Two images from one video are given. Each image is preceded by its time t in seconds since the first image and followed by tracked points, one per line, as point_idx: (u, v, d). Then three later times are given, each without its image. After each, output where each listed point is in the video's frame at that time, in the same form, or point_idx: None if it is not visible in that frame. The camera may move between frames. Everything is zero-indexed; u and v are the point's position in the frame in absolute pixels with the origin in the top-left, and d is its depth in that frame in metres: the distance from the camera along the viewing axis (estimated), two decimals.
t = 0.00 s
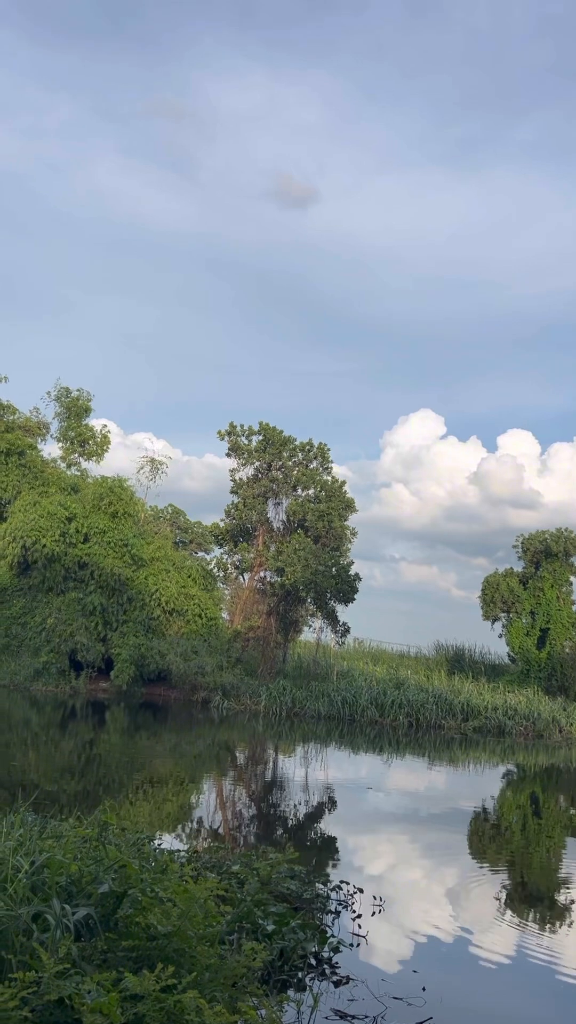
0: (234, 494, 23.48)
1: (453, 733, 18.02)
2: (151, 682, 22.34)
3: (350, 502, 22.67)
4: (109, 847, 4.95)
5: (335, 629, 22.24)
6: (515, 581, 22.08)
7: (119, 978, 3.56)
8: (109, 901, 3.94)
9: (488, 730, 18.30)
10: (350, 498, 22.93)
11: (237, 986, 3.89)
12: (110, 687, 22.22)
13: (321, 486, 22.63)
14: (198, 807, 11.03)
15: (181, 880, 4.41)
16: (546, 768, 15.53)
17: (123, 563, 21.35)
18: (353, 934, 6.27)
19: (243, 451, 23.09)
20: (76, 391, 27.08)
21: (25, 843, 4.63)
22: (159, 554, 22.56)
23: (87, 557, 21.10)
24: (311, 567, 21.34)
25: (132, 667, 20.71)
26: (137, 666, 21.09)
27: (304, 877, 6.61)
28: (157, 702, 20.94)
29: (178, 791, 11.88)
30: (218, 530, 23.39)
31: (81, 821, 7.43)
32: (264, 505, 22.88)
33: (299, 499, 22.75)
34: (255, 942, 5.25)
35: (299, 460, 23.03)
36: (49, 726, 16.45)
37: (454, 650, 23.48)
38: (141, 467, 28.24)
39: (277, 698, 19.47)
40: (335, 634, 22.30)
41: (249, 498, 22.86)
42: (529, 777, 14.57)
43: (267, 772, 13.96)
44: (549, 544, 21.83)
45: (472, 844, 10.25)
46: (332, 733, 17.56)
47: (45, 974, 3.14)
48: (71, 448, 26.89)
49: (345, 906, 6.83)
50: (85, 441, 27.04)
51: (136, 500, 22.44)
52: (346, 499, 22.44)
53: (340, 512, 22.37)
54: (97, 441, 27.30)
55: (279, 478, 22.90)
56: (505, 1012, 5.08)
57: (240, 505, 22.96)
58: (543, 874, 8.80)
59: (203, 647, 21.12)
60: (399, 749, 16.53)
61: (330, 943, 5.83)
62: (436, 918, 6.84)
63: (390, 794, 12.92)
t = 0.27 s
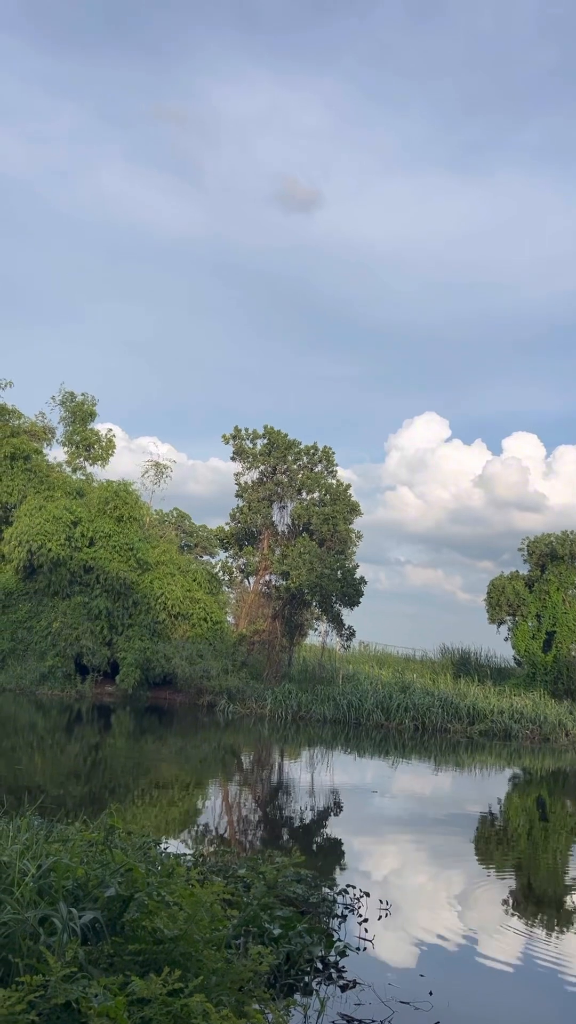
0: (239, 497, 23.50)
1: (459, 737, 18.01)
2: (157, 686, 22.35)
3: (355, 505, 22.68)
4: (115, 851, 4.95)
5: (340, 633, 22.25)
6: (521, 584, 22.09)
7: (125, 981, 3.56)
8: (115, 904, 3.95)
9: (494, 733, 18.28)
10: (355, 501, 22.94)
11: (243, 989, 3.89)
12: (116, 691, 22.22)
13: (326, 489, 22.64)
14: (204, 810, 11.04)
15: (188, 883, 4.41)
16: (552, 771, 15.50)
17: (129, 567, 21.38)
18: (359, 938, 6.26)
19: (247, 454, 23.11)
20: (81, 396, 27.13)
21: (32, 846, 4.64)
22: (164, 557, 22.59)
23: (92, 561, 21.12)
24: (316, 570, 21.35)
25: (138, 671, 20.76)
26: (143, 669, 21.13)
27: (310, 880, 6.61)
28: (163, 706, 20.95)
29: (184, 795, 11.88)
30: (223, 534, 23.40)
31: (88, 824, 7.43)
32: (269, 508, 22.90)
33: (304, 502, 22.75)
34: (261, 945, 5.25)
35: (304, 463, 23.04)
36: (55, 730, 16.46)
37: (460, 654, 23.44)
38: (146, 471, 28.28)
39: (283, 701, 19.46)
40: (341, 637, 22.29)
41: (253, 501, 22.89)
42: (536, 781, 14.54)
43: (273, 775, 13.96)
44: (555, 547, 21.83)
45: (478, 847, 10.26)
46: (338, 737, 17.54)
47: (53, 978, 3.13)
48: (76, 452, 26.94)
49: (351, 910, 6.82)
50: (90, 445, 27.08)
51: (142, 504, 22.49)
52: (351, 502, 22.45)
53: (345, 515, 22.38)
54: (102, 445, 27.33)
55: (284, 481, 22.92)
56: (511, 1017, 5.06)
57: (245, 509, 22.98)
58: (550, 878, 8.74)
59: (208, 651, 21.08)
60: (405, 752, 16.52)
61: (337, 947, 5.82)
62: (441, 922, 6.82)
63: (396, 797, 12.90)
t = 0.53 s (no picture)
0: (250, 504, 23.51)
1: (472, 745, 17.93)
2: (168, 694, 22.34)
3: (365, 512, 22.66)
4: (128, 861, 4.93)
5: (351, 640, 22.18)
6: (532, 590, 22.15)
7: (139, 993, 3.55)
8: (129, 915, 3.94)
9: (506, 742, 18.21)
10: (365, 509, 22.91)
11: (256, 1001, 3.86)
12: (127, 699, 22.22)
13: (336, 496, 22.62)
14: (216, 819, 11.01)
15: (201, 894, 4.39)
16: (565, 780, 15.40)
17: (139, 575, 21.42)
18: (372, 948, 6.22)
19: (258, 462, 23.14)
20: (92, 405, 27.22)
21: (44, 856, 4.62)
22: (175, 566, 22.62)
23: (103, 569, 21.15)
24: (327, 577, 21.33)
25: (149, 679, 20.76)
26: (154, 677, 21.13)
27: (323, 890, 6.58)
28: (174, 714, 20.93)
29: (195, 804, 11.86)
30: (233, 542, 23.40)
31: (100, 835, 7.43)
32: (279, 516, 22.90)
33: (314, 510, 22.74)
34: (274, 956, 5.22)
35: (314, 470, 23.05)
36: (67, 738, 16.47)
37: (472, 662, 23.35)
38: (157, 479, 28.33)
39: (294, 709, 19.42)
40: (352, 645, 22.24)
41: (264, 509, 22.91)
42: (549, 789, 14.45)
43: (284, 784, 13.91)
44: (566, 554, 21.81)
45: (492, 856, 10.21)
46: (350, 745, 17.48)
47: (67, 990, 3.12)
48: (87, 461, 27.02)
49: (364, 920, 6.79)
50: (101, 454, 27.15)
51: (152, 512, 22.54)
52: (362, 509, 22.43)
53: (356, 523, 22.35)
54: (113, 453, 27.39)
55: (294, 489, 22.92)
56: None
57: (256, 516, 22.99)
58: (564, 888, 8.65)
59: (220, 658, 21.06)
60: (417, 760, 16.46)
61: (350, 958, 5.79)
62: (455, 932, 6.78)
63: (408, 806, 12.85)
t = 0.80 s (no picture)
0: (261, 512, 23.51)
1: (485, 754, 17.87)
2: (180, 702, 22.33)
3: (377, 520, 22.63)
4: (144, 873, 4.93)
5: (364, 649, 22.14)
6: (545, 598, 22.05)
7: (154, 1006, 3.53)
8: (144, 927, 3.93)
9: (520, 750, 18.13)
10: (377, 516, 22.88)
11: (271, 1014, 3.84)
12: (140, 708, 22.21)
13: (348, 504, 22.60)
14: (229, 829, 10.98)
15: (216, 906, 4.38)
16: None
17: (152, 583, 21.45)
18: (388, 959, 6.19)
19: (269, 470, 23.15)
20: (103, 414, 27.31)
21: (60, 868, 4.62)
22: (187, 574, 22.65)
23: (116, 578, 21.17)
24: (339, 585, 21.31)
25: (161, 688, 20.76)
26: (166, 686, 21.12)
27: (337, 901, 6.55)
28: (186, 723, 20.91)
29: (208, 813, 11.84)
30: (245, 550, 23.40)
31: (114, 845, 7.42)
32: (291, 524, 22.89)
33: (326, 518, 22.73)
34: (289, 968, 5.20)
35: (326, 478, 23.05)
36: (79, 747, 16.47)
37: (485, 670, 23.25)
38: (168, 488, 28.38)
39: (307, 718, 19.37)
40: (364, 653, 22.19)
41: (276, 517, 22.91)
42: (563, 798, 14.37)
43: (297, 793, 13.88)
44: None
45: (506, 865, 10.16)
46: (363, 754, 17.43)
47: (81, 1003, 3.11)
48: (99, 469, 27.09)
49: (379, 931, 6.75)
50: (113, 463, 27.21)
51: (164, 520, 22.60)
52: (374, 517, 22.40)
53: (368, 530, 22.32)
54: (125, 462, 27.45)
55: (306, 497, 22.90)
56: None
57: (267, 524, 23.00)
58: None
59: (232, 667, 21.05)
60: (431, 770, 16.40)
61: (365, 969, 5.76)
62: (469, 942, 6.73)
63: (421, 815, 12.80)
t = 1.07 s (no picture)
0: (271, 520, 23.51)
1: (496, 761, 17.80)
2: (190, 710, 22.31)
3: (386, 527, 22.60)
4: (155, 883, 4.92)
5: (374, 656, 22.08)
6: (556, 605, 21.91)
7: (166, 1017, 3.52)
8: (155, 937, 3.92)
9: (531, 758, 18.07)
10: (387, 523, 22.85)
11: None
12: (150, 716, 22.20)
13: (358, 511, 22.57)
14: (238, 837, 10.95)
15: (228, 915, 4.36)
16: None
17: (161, 590, 21.48)
18: (400, 970, 6.15)
19: (279, 477, 23.15)
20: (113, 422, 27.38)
21: (72, 877, 4.61)
22: (197, 581, 22.67)
23: (126, 585, 21.19)
24: (348, 592, 21.27)
25: (171, 695, 20.75)
26: (176, 694, 21.11)
27: (349, 911, 6.52)
28: (196, 730, 20.88)
29: (218, 821, 11.81)
30: (255, 557, 23.39)
31: (125, 854, 7.41)
32: (300, 531, 22.87)
33: (335, 524, 22.72)
34: (301, 979, 5.17)
35: (335, 485, 23.04)
36: (89, 755, 16.46)
37: (496, 678, 23.16)
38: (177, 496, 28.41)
39: (317, 726, 19.32)
40: (374, 661, 22.14)
41: (285, 524, 22.90)
42: (575, 806, 14.29)
43: (307, 801, 13.84)
44: None
45: (517, 874, 10.10)
46: (373, 762, 17.37)
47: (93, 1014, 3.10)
48: (108, 477, 27.15)
49: (391, 941, 6.71)
50: (122, 470, 27.26)
51: (174, 527, 22.65)
52: (383, 524, 22.36)
53: (377, 537, 22.28)
54: (134, 469, 27.50)
55: (315, 504, 22.89)
56: None
57: (277, 531, 23.00)
58: None
59: (242, 675, 21.02)
60: (442, 777, 16.34)
61: (378, 979, 5.72)
62: (480, 951, 6.69)
63: (432, 823, 12.75)
